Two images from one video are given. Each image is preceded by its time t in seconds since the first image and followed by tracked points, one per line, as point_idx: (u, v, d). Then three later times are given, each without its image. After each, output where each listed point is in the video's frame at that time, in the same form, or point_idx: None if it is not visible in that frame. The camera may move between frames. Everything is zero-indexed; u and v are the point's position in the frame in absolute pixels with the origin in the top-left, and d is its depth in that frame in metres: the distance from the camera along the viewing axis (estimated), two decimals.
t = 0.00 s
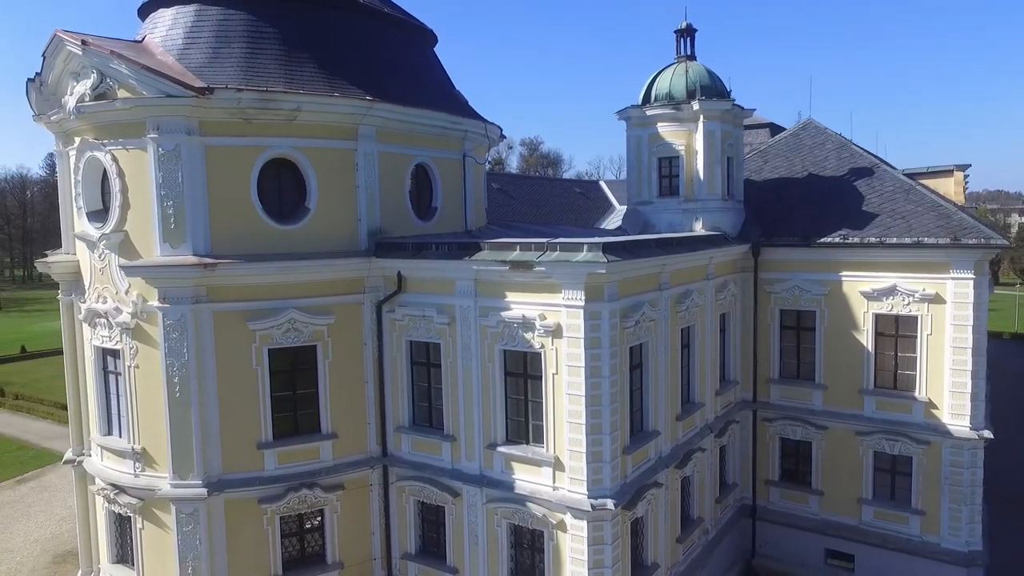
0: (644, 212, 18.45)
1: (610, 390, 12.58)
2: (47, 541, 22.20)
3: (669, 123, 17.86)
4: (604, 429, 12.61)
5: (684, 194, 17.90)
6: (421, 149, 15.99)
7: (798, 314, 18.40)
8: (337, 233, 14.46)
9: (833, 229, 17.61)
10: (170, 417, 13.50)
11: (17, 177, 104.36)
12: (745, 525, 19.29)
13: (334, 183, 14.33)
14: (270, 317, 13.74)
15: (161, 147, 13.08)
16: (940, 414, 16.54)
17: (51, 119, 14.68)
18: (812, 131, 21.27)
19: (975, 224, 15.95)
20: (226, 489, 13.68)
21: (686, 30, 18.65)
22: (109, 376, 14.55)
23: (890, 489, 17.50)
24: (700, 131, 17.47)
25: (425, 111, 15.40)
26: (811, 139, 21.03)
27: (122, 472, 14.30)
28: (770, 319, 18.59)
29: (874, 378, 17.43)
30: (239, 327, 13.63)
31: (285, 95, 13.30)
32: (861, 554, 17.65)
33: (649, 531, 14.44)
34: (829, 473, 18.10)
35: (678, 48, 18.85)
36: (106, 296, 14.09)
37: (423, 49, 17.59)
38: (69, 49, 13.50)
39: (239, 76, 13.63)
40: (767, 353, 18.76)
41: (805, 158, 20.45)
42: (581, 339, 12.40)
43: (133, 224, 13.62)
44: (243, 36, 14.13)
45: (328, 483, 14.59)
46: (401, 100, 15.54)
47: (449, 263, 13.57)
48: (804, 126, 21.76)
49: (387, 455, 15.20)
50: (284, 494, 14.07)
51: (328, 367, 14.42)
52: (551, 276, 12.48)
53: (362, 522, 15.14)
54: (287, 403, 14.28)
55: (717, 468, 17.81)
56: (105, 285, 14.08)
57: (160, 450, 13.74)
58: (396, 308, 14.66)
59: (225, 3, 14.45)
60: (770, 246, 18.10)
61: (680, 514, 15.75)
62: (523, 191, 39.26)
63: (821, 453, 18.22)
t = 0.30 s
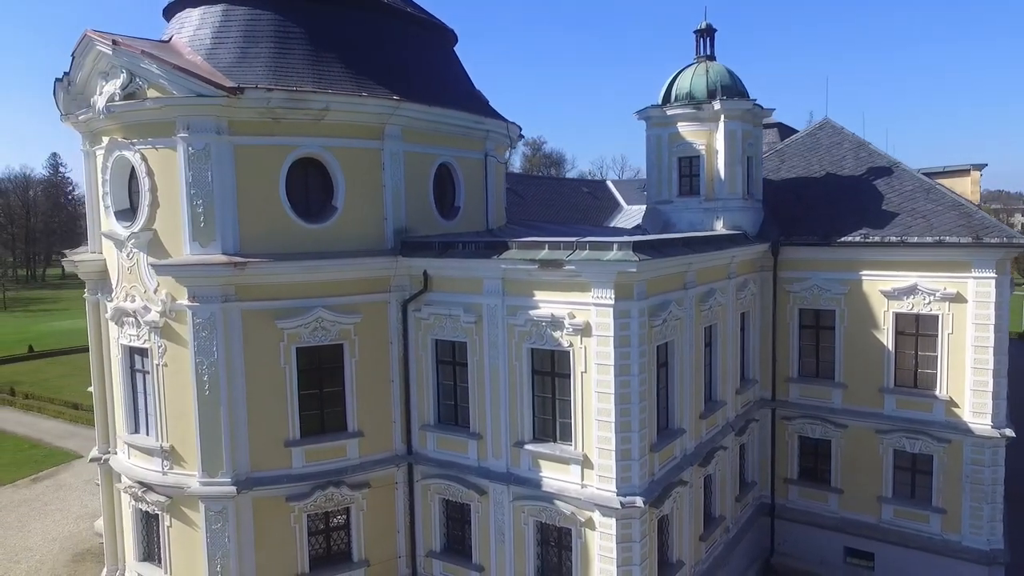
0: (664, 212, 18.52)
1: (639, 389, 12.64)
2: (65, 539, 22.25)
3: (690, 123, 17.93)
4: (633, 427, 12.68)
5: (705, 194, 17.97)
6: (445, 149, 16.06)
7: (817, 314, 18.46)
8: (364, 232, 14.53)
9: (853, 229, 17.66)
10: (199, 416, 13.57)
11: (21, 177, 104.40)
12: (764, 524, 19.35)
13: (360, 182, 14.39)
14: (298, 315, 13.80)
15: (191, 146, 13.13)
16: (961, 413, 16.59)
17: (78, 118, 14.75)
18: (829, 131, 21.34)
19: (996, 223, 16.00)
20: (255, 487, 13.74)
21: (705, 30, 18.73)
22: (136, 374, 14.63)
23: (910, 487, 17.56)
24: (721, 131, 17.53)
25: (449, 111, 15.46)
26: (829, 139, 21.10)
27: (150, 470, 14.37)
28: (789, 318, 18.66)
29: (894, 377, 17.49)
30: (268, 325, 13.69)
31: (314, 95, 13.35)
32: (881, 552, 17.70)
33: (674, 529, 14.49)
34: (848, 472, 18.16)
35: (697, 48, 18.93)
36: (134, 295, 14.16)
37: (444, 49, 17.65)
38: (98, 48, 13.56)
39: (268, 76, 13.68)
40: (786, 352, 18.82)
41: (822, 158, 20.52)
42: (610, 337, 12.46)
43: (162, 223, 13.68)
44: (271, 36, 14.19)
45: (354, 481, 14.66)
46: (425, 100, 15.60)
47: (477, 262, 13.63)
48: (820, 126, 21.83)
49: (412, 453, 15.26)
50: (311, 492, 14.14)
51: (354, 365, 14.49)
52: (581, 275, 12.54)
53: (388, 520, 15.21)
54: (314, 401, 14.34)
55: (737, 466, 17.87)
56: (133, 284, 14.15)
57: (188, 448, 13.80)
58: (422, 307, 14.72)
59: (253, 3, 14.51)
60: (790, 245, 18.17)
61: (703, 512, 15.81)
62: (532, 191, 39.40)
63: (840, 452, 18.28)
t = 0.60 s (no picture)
0: (684, 211, 18.57)
1: (667, 387, 12.69)
2: (83, 537, 22.32)
3: (710, 123, 17.99)
4: (661, 425, 12.74)
5: (725, 193, 18.02)
6: (468, 149, 16.12)
7: (836, 312, 18.52)
8: (389, 232, 14.58)
9: (873, 228, 17.72)
10: (228, 414, 13.63)
11: (25, 177, 104.50)
12: (782, 522, 19.41)
13: (386, 181, 14.45)
14: (326, 314, 13.85)
15: (220, 145, 13.19)
16: (982, 411, 16.63)
17: (105, 118, 14.81)
18: (845, 131, 21.41)
19: (1018, 222, 16.05)
20: (282, 485, 13.80)
21: (724, 30, 18.83)
22: (163, 372, 14.68)
23: (930, 486, 17.62)
24: (742, 130, 17.59)
25: (474, 110, 15.52)
26: (845, 139, 21.17)
27: (177, 468, 14.43)
28: (808, 317, 18.72)
29: (914, 376, 17.54)
30: (296, 324, 13.74)
31: (343, 94, 13.40)
32: (901, 550, 17.76)
33: (699, 527, 14.53)
34: (867, 471, 18.22)
35: (716, 48, 19.02)
36: (162, 293, 14.20)
37: (465, 49, 17.72)
38: (127, 48, 13.61)
39: (296, 75, 13.73)
40: (805, 351, 18.89)
41: (839, 158, 20.58)
42: (640, 336, 12.51)
43: (190, 222, 13.73)
44: (297, 36, 14.24)
45: (380, 479, 14.71)
46: (449, 99, 15.66)
47: (504, 261, 13.69)
48: (837, 126, 21.89)
49: (436, 451, 15.31)
50: (338, 490, 14.19)
51: (380, 363, 14.54)
52: (610, 274, 12.59)
53: (412, 518, 15.27)
54: (340, 399, 14.39)
55: (757, 465, 17.92)
56: (161, 283, 14.20)
57: (216, 446, 13.86)
58: (448, 306, 14.77)
59: (279, 3, 14.56)
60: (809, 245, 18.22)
61: (725, 510, 15.85)
62: (541, 191, 39.46)
63: (859, 450, 18.34)
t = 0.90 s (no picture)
0: (703, 210, 18.63)
1: (695, 385, 12.74)
2: (100, 536, 22.37)
3: (730, 122, 18.04)
4: (689, 423, 12.79)
5: (744, 193, 18.08)
6: (490, 148, 16.17)
7: (855, 311, 18.57)
8: (414, 231, 14.63)
9: (892, 227, 17.77)
10: (256, 412, 13.71)
11: (29, 177, 104.50)
12: (799, 521, 19.47)
13: (412, 180, 14.49)
14: (353, 312, 13.90)
15: (249, 144, 13.25)
16: (1002, 410, 16.67)
17: (131, 117, 14.88)
18: (861, 130, 21.47)
19: None
20: (309, 483, 13.85)
21: (743, 30, 18.91)
22: (188, 371, 14.73)
23: (949, 484, 17.67)
24: (762, 130, 17.64)
25: (497, 110, 15.57)
26: (861, 138, 21.22)
27: (203, 466, 14.49)
28: (826, 315, 18.78)
29: (934, 374, 17.59)
30: (323, 322, 13.79)
31: (371, 94, 13.44)
32: (920, 549, 17.81)
33: (723, 524, 14.58)
34: (886, 469, 18.28)
35: (735, 48, 19.11)
36: (188, 292, 14.26)
37: (486, 49, 17.78)
38: (155, 47, 13.66)
39: (323, 75, 13.78)
40: (823, 350, 18.95)
41: (856, 157, 20.64)
42: (668, 334, 12.56)
43: (217, 221, 13.78)
44: (324, 35, 14.28)
45: (405, 477, 14.76)
46: (472, 99, 15.71)
47: (530, 259, 13.74)
48: (853, 126, 21.95)
49: (460, 449, 15.36)
50: (364, 488, 14.24)
51: (405, 362, 14.59)
52: (638, 272, 12.64)
53: (436, 516, 15.32)
54: (366, 398, 14.45)
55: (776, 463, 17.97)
56: (188, 281, 14.26)
57: (244, 444, 13.92)
58: (472, 305, 14.82)
59: (305, 3, 14.59)
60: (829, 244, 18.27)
61: (747, 508, 15.90)
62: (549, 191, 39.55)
63: (878, 449, 18.39)
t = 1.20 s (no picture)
0: (722, 210, 18.68)
1: (722, 384, 12.77)
2: (117, 534, 22.40)
3: (749, 122, 18.09)
4: (716, 421, 12.83)
5: (764, 192, 18.13)
6: (512, 148, 16.21)
7: (873, 310, 18.61)
8: (439, 230, 14.69)
9: (911, 227, 17.82)
10: (282, 411, 13.76)
11: (32, 177, 104.44)
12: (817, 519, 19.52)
13: (436, 180, 14.54)
14: (378, 311, 13.94)
15: (276, 144, 13.30)
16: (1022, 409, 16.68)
17: (156, 117, 14.93)
18: (876, 130, 21.52)
19: None
20: (335, 481, 13.90)
21: (762, 30, 18.97)
22: (213, 369, 14.77)
23: (967, 483, 17.70)
24: (782, 129, 17.69)
25: (520, 109, 15.61)
26: (877, 138, 21.28)
27: (228, 465, 14.53)
28: (844, 314, 18.82)
29: (952, 373, 17.63)
30: (349, 321, 13.83)
31: (397, 94, 13.46)
32: (938, 547, 17.84)
33: (747, 523, 14.61)
34: (904, 468, 18.33)
35: (754, 48, 19.16)
36: (214, 291, 14.32)
37: (505, 49, 17.83)
38: (182, 47, 13.70)
39: (349, 75, 13.83)
40: (841, 349, 19.00)
41: (872, 157, 20.69)
42: (695, 332, 12.60)
43: (244, 220, 13.82)
44: (348, 35, 14.32)
45: (429, 475, 14.80)
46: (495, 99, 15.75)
47: (556, 259, 13.78)
48: (867, 126, 22.00)
49: (483, 448, 15.41)
50: (389, 486, 14.27)
51: (430, 361, 14.64)
52: (665, 271, 12.69)
53: (459, 515, 15.36)
54: (391, 396, 14.50)
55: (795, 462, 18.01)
56: (214, 280, 14.32)
57: (270, 442, 13.98)
58: (496, 304, 14.86)
59: (329, 3, 14.63)
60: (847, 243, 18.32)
61: (769, 506, 15.94)
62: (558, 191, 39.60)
63: (896, 448, 18.44)
